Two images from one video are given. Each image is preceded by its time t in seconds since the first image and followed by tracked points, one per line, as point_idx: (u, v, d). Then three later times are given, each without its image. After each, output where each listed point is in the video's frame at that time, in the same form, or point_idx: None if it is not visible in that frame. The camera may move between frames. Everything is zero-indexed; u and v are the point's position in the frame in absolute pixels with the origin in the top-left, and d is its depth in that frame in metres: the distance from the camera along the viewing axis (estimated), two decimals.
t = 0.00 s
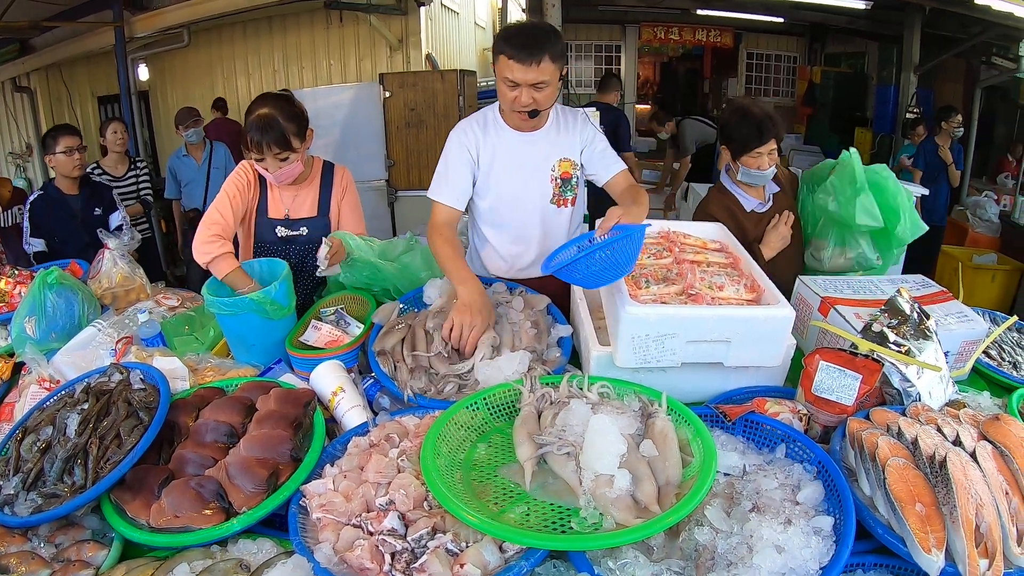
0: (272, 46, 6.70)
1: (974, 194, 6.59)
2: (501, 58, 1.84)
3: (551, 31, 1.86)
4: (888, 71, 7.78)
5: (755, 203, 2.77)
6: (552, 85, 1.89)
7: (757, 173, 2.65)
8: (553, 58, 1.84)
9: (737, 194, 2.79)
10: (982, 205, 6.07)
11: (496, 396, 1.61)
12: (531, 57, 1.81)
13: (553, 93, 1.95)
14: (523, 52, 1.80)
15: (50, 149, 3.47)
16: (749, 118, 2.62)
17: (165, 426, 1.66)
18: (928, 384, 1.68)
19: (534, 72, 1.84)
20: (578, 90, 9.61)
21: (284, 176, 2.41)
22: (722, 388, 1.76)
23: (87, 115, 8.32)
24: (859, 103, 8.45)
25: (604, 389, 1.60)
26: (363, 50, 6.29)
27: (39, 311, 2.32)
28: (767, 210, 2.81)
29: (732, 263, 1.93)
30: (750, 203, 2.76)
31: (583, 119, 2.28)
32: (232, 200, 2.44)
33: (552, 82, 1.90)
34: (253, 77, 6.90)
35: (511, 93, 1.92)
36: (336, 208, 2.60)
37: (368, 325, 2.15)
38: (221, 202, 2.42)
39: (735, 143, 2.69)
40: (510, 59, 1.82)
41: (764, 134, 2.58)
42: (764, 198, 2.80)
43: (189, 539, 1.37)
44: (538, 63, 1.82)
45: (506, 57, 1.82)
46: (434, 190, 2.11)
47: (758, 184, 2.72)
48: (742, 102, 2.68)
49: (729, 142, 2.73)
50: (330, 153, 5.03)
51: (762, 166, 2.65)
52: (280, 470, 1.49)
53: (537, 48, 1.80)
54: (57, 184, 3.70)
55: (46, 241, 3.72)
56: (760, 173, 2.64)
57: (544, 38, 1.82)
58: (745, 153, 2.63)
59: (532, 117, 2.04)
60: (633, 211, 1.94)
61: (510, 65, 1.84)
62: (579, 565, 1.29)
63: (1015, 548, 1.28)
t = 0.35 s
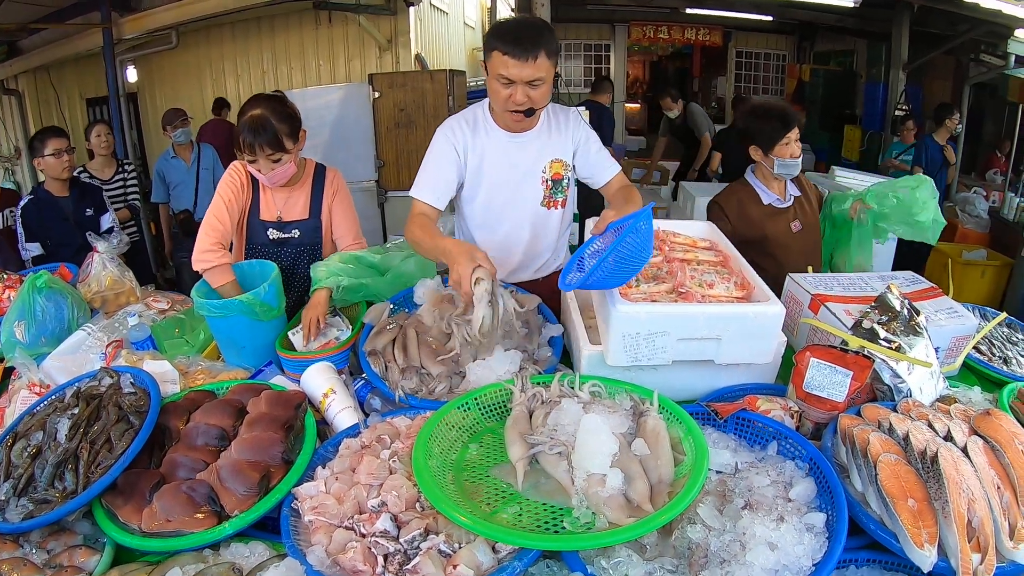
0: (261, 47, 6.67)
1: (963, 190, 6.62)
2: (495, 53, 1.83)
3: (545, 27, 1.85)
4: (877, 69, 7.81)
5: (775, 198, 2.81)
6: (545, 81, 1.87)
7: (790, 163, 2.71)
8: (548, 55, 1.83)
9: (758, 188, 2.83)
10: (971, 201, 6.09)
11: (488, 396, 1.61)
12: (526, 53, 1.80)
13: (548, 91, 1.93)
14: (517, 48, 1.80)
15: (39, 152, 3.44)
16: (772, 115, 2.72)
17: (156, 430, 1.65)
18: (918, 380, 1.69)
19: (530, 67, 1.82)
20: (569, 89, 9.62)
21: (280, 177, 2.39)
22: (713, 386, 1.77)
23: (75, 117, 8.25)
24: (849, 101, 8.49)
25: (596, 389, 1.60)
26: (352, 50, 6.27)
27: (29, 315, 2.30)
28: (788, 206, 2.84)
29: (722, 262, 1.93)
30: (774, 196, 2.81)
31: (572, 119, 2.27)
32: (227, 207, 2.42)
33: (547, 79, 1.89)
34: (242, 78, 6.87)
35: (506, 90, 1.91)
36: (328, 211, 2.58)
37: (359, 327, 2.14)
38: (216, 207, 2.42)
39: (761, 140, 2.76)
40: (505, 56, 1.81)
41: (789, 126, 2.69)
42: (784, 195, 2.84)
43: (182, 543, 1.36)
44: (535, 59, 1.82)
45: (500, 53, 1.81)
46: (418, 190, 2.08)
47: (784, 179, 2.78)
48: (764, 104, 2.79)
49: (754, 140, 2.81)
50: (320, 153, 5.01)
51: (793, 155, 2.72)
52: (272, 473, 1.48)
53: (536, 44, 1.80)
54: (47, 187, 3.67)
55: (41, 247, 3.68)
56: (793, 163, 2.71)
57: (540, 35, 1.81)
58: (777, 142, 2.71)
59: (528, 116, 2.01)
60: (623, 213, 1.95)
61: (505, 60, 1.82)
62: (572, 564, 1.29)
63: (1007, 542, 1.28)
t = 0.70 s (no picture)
0: (254, 47, 6.66)
1: (955, 188, 6.65)
2: (505, 50, 1.78)
3: (551, 23, 1.81)
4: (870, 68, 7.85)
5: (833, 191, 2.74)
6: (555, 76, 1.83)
7: (843, 161, 2.63)
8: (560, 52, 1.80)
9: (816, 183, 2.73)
10: (963, 199, 6.11)
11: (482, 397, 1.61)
12: (539, 48, 1.75)
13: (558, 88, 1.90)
14: (530, 44, 1.75)
15: (32, 153, 3.43)
16: (830, 112, 2.61)
17: (150, 432, 1.64)
18: (912, 377, 1.69)
19: (544, 63, 1.78)
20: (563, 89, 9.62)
21: (263, 176, 2.38)
22: (706, 385, 1.77)
23: (67, 117, 8.21)
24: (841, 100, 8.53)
25: (590, 388, 1.60)
26: (344, 50, 6.27)
27: (21, 317, 2.28)
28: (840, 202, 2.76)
29: (715, 260, 1.93)
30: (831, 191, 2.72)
31: (569, 118, 2.28)
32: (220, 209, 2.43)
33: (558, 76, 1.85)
34: (235, 79, 6.86)
35: (516, 87, 1.87)
36: (323, 212, 2.57)
37: (353, 328, 2.14)
38: (210, 208, 2.43)
39: (814, 135, 2.67)
40: (517, 53, 1.76)
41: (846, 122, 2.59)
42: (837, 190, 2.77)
43: (177, 545, 1.35)
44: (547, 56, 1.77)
45: (512, 50, 1.76)
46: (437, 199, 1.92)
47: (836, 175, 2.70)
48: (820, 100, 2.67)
49: (807, 134, 2.72)
50: (312, 154, 5.00)
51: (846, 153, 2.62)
52: (266, 475, 1.47)
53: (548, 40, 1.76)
54: (41, 188, 3.66)
55: (35, 247, 3.66)
56: (845, 161, 2.62)
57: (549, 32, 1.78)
58: (829, 141, 2.62)
59: (540, 115, 1.98)
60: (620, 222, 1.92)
61: (518, 57, 1.78)
62: (568, 563, 1.29)
63: (1001, 538, 1.29)
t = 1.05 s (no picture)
0: (249, 47, 6.65)
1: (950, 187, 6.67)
2: (522, 55, 1.74)
3: (567, 27, 1.78)
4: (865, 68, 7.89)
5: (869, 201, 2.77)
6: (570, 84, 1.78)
7: (875, 169, 2.67)
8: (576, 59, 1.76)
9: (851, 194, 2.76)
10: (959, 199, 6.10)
11: (479, 397, 1.61)
12: (557, 53, 1.72)
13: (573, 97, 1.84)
14: (548, 50, 1.71)
15: (26, 153, 3.42)
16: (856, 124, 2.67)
17: (145, 433, 1.64)
18: (908, 376, 1.70)
19: (561, 71, 1.74)
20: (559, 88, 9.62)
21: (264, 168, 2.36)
22: (702, 385, 1.78)
23: (61, 116, 8.18)
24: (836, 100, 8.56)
25: (586, 387, 1.61)
26: (340, 50, 6.27)
27: (16, 318, 2.27)
28: (878, 213, 2.79)
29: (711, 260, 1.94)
30: (868, 203, 2.76)
31: (572, 123, 2.26)
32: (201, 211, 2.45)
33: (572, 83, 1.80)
34: (230, 78, 6.85)
35: (530, 95, 1.81)
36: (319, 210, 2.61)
37: (349, 328, 2.14)
38: (194, 207, 2.45)
39: (843, 147, 2.72)
40: (534, 58, 1.73)
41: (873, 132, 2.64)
42: (874, 202, 2.80)
43: (173, 547, 1.35)
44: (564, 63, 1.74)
45: (530, 55, 1.73)
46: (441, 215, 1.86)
47: (872, 186, 2.75)
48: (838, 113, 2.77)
49: (837, 148, 2.75)
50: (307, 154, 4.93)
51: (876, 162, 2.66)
52: (262, 475, 1.47)
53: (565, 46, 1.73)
54: (38, 188, 3.65)
55: (30, 247, 3.65)
56: (877, 169, 2.66)
57: (565, 36, 1.74)
58: (859, 151, 2.65)
59: (553, 122, 1.91)
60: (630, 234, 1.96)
61: (535, 63, 1.73)
62: (564, 563, 1.29)
63: (997, 537, 1.29)
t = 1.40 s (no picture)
0: (247, 47, 6.64)
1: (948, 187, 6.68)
2: (533, 51, 1.73)
3: (576, 28, 1.78)
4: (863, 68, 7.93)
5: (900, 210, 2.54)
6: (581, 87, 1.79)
7: (909, 176, 2.46)
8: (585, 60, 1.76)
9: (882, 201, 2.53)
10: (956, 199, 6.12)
11: (477, 397, 1.61)
12: (568, 53, 1.72)
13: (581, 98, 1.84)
14: (559, 48, 1.71)
15: (23, 153, 3.40)
16: (888, 127, 2.44)
17: (143, 433, 1.64)
18: (905, 376, 1.70)
19: (570, 70, 1.74)
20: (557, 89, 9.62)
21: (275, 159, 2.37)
22: (700, 385, 1.78)
23: (59, 116, 8.18)
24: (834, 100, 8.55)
25: (584, 387, 1.61)
26: (338, 49, 6.27)
27: (14, 318, 2.27)
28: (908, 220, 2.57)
29: (710, 260, 1.94)
30: (900, 210, 2.52)
31: (578, 127, 2.26)
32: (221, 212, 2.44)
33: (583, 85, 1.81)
34: (228, 77, 6.84)
35: (538, 93, 1.80)
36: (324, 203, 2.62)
37: (348, 328, 2.14)
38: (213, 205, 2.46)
39: (879, 154, 2.47)
40: (545, 56, 1.72)
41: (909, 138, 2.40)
42: (903, 208, 2.58)
43: (171, 547, 1.35)
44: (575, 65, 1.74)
45: (540, 52, 1.72)
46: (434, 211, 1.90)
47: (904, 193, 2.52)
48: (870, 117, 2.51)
49: (869, 153, 2.52)
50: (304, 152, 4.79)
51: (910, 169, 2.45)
52: (260, 475, 1.47)
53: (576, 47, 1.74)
54: (36, 188, 3.64)
55: (28, 248, 3.65)
56: (911, 176, 2.47)
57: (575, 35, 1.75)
58: (893, 159, 2.42)
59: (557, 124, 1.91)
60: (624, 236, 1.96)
61: (543, 59, 1.73)
62: (562, 563, 1.29)
63: (994, 536, 1.29)
